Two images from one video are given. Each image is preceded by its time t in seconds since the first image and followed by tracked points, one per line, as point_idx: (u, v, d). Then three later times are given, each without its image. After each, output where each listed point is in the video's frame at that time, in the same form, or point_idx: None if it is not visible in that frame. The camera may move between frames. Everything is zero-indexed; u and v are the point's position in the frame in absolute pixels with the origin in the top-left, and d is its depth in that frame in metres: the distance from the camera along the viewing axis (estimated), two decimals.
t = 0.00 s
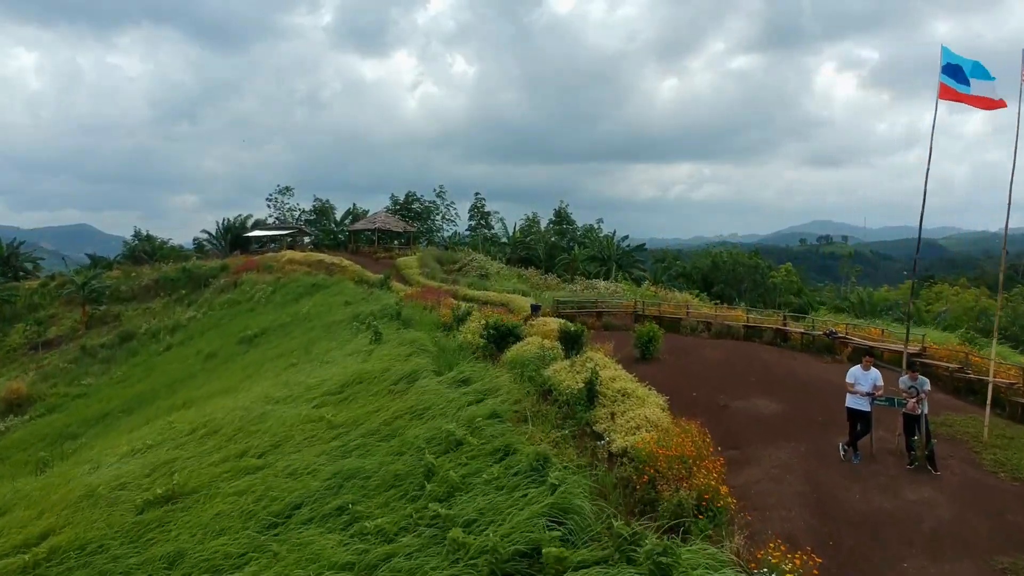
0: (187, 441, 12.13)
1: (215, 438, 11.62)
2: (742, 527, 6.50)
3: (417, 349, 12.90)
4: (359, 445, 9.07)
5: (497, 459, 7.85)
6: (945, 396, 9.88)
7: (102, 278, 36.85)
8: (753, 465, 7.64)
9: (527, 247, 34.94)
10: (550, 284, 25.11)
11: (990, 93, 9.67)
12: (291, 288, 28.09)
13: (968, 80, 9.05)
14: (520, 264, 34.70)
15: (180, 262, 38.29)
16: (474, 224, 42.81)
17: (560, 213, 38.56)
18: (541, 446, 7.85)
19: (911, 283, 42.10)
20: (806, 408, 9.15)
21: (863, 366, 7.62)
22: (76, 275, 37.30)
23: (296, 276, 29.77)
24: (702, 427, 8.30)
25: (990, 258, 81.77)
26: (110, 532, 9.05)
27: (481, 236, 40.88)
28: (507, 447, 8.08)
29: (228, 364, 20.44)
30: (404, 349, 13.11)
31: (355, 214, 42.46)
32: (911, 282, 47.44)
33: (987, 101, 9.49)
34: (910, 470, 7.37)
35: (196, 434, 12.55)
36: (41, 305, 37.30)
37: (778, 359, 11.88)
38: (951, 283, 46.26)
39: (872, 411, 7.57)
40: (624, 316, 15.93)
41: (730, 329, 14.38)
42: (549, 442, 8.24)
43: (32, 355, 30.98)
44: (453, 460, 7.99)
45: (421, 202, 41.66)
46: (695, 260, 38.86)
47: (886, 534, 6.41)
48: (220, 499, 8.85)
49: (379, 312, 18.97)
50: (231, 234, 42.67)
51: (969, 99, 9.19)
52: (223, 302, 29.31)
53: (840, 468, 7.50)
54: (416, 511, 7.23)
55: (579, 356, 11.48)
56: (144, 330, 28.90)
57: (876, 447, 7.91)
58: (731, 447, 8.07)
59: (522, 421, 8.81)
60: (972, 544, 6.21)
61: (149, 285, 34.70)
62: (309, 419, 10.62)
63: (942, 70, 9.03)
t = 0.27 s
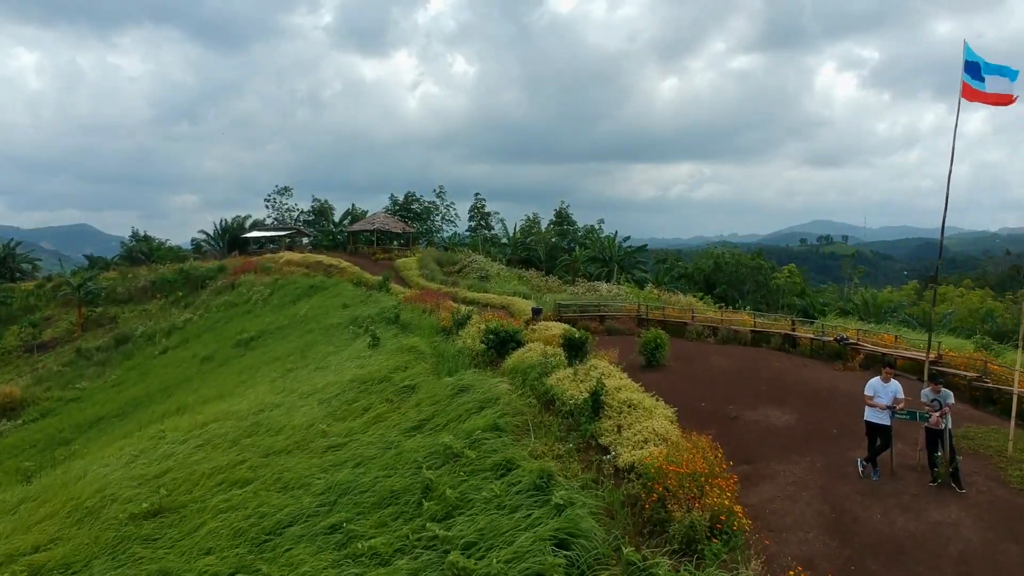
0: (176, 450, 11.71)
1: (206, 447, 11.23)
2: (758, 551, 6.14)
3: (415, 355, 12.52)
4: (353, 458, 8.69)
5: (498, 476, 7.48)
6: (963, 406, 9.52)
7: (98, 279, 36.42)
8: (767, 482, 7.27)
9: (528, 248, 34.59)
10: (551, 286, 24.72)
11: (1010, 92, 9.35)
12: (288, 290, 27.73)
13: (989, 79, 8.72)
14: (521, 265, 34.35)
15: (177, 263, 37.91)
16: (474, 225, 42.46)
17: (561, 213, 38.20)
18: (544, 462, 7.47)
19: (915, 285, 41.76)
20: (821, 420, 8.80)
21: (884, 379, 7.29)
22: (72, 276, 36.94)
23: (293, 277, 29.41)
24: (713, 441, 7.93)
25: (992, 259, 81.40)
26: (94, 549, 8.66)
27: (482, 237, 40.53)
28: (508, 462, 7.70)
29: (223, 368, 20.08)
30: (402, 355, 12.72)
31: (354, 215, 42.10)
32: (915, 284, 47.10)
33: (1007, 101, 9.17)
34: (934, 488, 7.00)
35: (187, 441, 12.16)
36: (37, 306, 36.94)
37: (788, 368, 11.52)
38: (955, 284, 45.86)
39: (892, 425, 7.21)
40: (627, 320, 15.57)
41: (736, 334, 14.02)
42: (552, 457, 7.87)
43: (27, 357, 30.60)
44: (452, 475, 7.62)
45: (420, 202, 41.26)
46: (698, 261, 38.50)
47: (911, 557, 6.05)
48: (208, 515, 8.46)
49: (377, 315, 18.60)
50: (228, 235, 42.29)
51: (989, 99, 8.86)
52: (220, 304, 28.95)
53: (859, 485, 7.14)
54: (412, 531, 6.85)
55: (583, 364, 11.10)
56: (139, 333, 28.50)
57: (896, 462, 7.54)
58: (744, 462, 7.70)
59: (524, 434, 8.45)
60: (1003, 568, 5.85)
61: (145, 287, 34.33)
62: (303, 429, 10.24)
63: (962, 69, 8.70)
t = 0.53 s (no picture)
0: (166, 458, 11.30)
1: (196, 456, 10.84)
2: None
3: (413, 360, 12.14)
4: (347, 471, 8.30)
5: (500, 492, 7.10)
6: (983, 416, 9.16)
7: (94, 280, 36.04)
8: (784, 499, 6.89)
9: (528, 249, 34.23)
10: (552, 288, 24.38)
11: None
12: (286, 292, 27.35)
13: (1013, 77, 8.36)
14: (521, 266, 33.98)
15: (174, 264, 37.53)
16: (474, 226, 42.10)
17: (562, 214, 37.84)
18: (548, 478, 7.08)
19: (918, 286, 41.44)
20: (836, 435, 8.45)
21: (905, 392, 6.87)
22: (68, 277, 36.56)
23: (291, 279, 29.04)
24: (725, 455, 7.55)
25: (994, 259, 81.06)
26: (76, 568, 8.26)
27: (482, 237, 40.17)
28: (511, 478, 7.32)
29: (219, 372, 19.71)
30: (399, 359, 12.35)
31: (353, 216, 41.74)
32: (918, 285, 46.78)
33: None
34: (960, 506, 6.62)
35: (177, 450, 11.77)
36: (32, 308, 36.57)
37: (798, 376, 11.16)
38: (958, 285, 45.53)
39: (915, 440, 6.82)
40: (631, 324, 15.20)
41: (744, 339, 13.64)
42: (556, 471, 7.49)
43: (21, 360, 30.19)
44: (451, 491, 7.23)
45: (420, 203, 40.90)
46: (700, 262, 38.14)
47: None
48: (195, 531, 8.06)
49: (375, 319, 18.23)
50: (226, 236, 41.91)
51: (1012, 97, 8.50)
52: (217, 305, 28.57)
53: (881, 503, 6.76)
54: (409, 551, 6.46)
55: (586, 371, 10.74)
56: (135, 335, 28.14)
57: (918, 478, 7.17)
58: (757, 478, 7.34)
59: (527, 446, 8.06)
60: None
61: (142, 288, 33.94)
62: (296, 438, 9.85)
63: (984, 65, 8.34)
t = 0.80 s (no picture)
0: (154, 468, 10.90)
1: (185, 466, 10.47)
2: None
3: (411, 365, 11.78)
4: (341, 484, 7.92)
5: (501, 510, 6.72)
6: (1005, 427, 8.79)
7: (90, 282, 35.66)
8: (801, 518, 6.51)
9: (529, 249, 33.85)
10: (553, 289, 24.00)
11: None
12: (283, 293, 26.99)
13: None
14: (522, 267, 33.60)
15: (172, 265, 37.16)
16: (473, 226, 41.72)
17: (562, 214, 37.45)
18: (552, 494, 6.70)
19: (922, 287, 41.07)
20: (853, 448, 8.07)
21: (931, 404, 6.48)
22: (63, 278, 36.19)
23: (288, 280, 28.68)
24: (737, 470, 7.18)
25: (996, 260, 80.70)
26: None
27: (482, 238, 39.80)
28: (512, 495, 6.94)
29: (214, 376, 19.35)
30: (396, 365, 11.98)
31: (352, 216, 41.35)
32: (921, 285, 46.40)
33: None
34: (989, 526, 6.25)
35: (166, 459, 11.39)
36: (28, 309, 36.22)
37: (810, 383, 10.79)
38: (961, 286, 45.15)
39: (941, 455, 6.44)
40: (635, 327, 14.82)
41: (752, 343, 13.21)
42: (561, 487, 7.11)
43: (15, 362, 29.83)
44: (449, 508, 6.85)
45: (419, 203, 40.52)
46: (702, 263, 37.77)
47: None
48: (181, 548, 7.68)
49: (373, 321, 17.86)
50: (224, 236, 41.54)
51: None
52: (213, 307, 28.21)
53: (906, 523, 6.38)
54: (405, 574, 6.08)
55: (590, 379, 10.37)
56: (130, 337, 27.76)
57: (943, 495, 6.79)
58: (772, 494, 6.96)
59: (529, 459, 7.68)
60: None
61: (138, 289, 33.58)
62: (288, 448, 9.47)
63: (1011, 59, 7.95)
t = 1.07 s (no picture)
0: (142, 479, 10.51)
1: (173, 477, 10.07)
2: None
3: (409, 371, 11.37)
4: (333, 500, 7.52)
5: (502, 530, 6.32)
6: None
7: (86, 283, 35.26)
8: (823, 539, 6.12)
9: (529, 250, 33.44)
10: (555, 291, 23.60)
11: None
12: (280, 295, 26.60)
13: None
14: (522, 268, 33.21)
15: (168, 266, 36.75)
16: (473, 226, 41.30)
17: (563, 214, 37.02)
18: (557, 513, 6.30)
19: (926, 288, 40.67)
20: (872, 462, 7.68)
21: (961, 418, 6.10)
22: (59, 279, 35.77)
23: (286, 282, 28.29)
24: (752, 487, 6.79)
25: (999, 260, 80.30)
26: None
27: (482, 238, 39.38)
28: (514, 514, 6.55)
29: (208, 380, 18.96)
30: (393, 371, 11.57)
31: (350, 216, 40.93)
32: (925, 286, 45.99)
33: None
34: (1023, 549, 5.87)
35: (155, 469, 10.99)
36: (23, 311, 35.81)
37: (822, 391, 10.41)
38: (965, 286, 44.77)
39: (972, 472, 6.06)
40: (639, 332, 14.43)
41: (760, 349, 12.85)
42: (566, 506, 6.72)
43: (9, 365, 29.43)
44: (448, 528, 6.44)
45: (419, 203, 40.10)
46: (705, 264, 37.37)
47: None
48: (163, 567, 7.28)
49: (370, 325, 17.46)
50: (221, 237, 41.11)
51: None
52: (210, 309, 27.81)
53: (935, 545, 5.99)
54: None
55: (595, 387, 9.98)
56: (125, 339, 27.35)
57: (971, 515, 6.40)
58: (790, 513, 6.57)
59: (532, 474, 7.29)
60: None
61: (134, 291, 33.17)
62: (280, 460, 9.07)
63: None
